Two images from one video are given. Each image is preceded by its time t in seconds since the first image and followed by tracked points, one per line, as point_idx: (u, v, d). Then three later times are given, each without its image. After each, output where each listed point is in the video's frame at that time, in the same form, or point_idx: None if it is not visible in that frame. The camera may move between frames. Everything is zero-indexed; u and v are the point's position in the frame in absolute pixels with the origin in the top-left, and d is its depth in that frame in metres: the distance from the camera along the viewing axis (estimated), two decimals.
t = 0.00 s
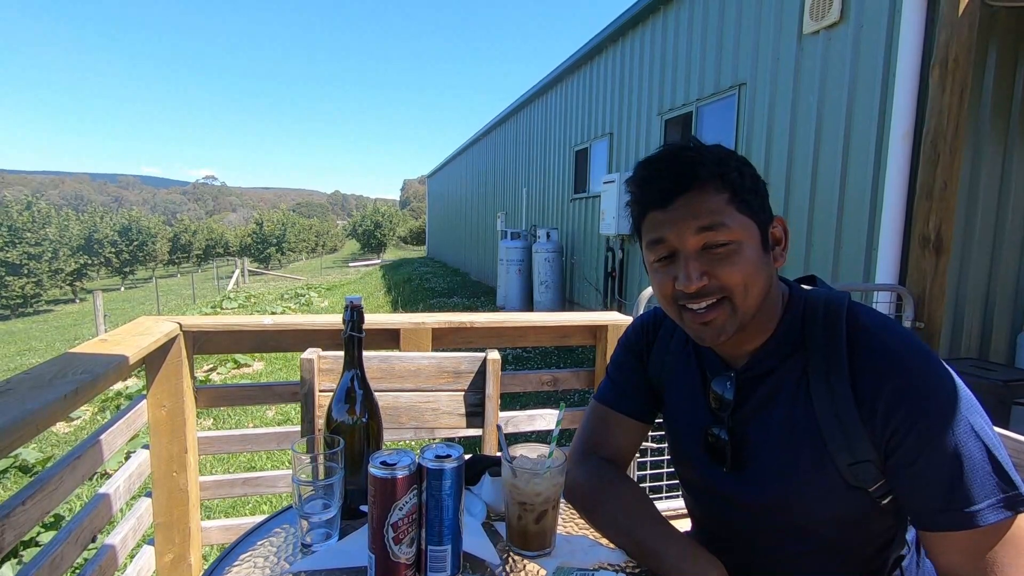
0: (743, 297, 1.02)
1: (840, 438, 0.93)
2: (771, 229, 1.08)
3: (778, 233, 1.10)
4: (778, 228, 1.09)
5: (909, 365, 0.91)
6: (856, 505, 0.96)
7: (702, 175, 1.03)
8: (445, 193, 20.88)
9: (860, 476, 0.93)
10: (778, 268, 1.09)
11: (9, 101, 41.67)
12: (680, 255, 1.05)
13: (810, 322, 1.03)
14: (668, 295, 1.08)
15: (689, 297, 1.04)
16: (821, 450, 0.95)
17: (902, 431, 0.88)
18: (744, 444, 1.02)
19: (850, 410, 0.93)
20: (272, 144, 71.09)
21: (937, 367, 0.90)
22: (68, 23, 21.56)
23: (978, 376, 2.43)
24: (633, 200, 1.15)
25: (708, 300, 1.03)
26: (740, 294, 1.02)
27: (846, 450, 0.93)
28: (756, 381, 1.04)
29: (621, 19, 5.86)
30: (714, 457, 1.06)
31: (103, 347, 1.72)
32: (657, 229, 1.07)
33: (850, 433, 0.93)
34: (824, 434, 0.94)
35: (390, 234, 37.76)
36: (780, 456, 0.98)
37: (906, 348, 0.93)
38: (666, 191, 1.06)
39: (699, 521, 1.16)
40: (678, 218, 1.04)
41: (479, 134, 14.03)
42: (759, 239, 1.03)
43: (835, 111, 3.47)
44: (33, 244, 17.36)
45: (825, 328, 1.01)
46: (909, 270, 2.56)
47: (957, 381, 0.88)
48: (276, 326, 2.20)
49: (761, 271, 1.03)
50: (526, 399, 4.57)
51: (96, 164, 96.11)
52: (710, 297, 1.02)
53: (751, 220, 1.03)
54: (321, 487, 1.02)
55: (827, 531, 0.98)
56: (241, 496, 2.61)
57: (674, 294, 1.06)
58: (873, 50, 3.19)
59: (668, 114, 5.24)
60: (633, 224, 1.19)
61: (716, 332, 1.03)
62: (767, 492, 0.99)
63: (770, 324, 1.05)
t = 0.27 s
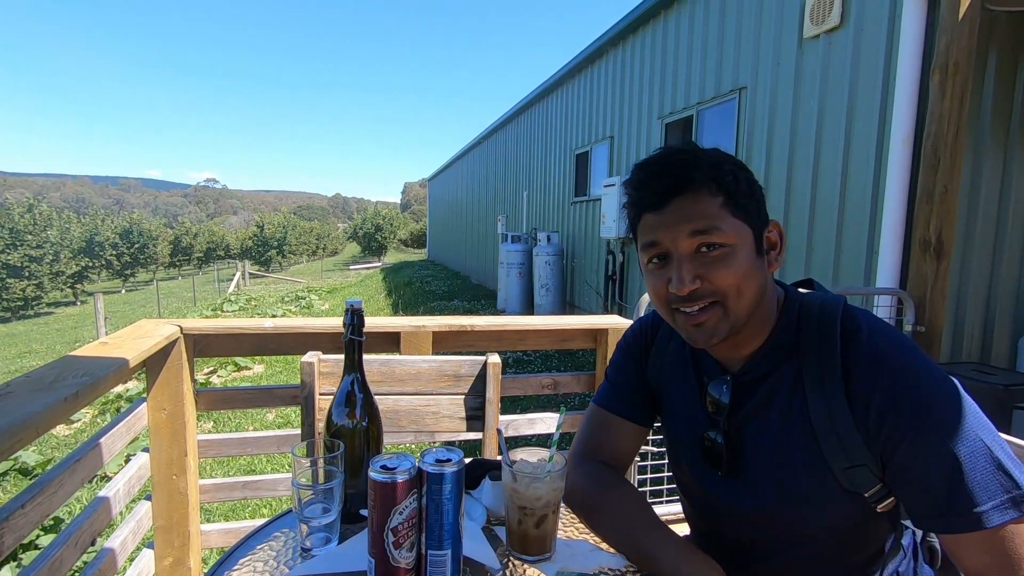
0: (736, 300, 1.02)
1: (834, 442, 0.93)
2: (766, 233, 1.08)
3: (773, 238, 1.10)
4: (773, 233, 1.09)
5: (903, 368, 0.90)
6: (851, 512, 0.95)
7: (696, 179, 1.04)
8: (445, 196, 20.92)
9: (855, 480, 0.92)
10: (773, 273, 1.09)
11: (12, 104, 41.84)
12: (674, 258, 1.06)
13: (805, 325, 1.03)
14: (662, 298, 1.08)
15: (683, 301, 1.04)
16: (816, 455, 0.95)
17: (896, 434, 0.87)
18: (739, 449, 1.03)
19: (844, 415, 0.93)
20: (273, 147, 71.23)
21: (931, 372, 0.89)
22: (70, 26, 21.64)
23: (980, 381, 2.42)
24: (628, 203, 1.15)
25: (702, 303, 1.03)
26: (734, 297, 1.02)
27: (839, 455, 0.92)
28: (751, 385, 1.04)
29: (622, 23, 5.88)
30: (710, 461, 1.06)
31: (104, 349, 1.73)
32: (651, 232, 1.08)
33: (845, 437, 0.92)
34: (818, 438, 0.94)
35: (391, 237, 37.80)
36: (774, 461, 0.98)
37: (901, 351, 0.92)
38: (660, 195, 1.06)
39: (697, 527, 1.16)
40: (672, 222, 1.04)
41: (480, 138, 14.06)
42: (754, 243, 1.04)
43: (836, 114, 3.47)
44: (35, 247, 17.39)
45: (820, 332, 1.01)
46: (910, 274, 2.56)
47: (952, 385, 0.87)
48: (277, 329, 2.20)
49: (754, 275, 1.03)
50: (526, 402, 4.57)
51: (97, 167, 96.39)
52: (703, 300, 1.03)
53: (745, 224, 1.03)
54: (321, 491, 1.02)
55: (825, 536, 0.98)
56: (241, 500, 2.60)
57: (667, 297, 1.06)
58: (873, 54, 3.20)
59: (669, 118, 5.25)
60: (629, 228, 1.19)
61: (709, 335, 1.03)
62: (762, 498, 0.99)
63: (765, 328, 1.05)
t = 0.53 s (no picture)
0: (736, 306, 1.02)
1: (834, 446, 0.92)
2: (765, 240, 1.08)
3: (773, 244, 1.10)
4: (773, 239, 1.10)
5: (902, 365, 0.88)
6: (850, 513, 0.95)
7: (695, 185, 1.03)
8: (444, 200, 20.94)
9: (854, 484, 0.92)
10: (771, 278, 1.10)
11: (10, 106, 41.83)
12: (673, 265, 1.05)
13: (803, 328, 1.03)
14: (661, 305, 1.08)
15: (682, 308, 1.04)
16: (816, 459, 0.94)
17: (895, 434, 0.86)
18: (738, 454, 1.02)
19: (843, 419, 0.92)
20: (272, 150, 71.24)
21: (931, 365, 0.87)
22: (69, 29, 21.66)
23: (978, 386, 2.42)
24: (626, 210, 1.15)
25: (702, 309, 1.03)
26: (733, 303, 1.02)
27: (838, 459, 0.92)
28: (750, 391, 1.04)
29: (621, 28, 5.90)
30: (708, 467, 1.06)
31: (100, 353, 1.72)
32: (650, 239, 1.08)
33: (844, 442, 0.92)
34: (817, 442, 0.94)
35: (389, 241, 37.82)
36: (774, 466, 0.97)
37: (898, 349, 0.91)
38: (659, 201, 1.06)
39: (695, 531, 1.16)
40: (671, 228, 1.04)
41: (479, 142, 14.08)
42: (752, 248, 1.04)
43: (834, 119, 3.48)
44: (32, 248, 17.36)
45: (817, 335, 1.00)
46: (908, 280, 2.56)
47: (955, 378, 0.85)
48: (275, 333, 2.20)
49: (753, 281, 1.04)
50: (524, 407, 4.57)
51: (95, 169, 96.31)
52: (703, 307, 1.03)
53: (744, 229, 1.03)
54: (318, 497, 1.02)
55: (825, 540, 0.98)
56: (237, 504, 2.59)
57: (667, 304, 1.06)
58: (871, 60, 3.21)
59: (667, 123, 5.27)
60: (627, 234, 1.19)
61: (708, 341, 1.04)
62: (762, 503, 0.98)
63: (763, 332, 1.05)
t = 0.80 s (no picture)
0: (739, 306, 1.02)
1: (832, 448, 0.92)
2: (769, 241, 1.08)
3: (775, 245, 1.10)
4: (776, 240, 1.10)
5: (899, 362, 0.87)
6: (849, 514, 0.95)
7: (701, 183, 1.03)
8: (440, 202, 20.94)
9: (853, 485, 0.92)
10: (774, 280, 1.09)
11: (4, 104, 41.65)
12: (677, 264, 1.05)
13: (802, 329, 1.03)
14: (663, 304, 1.08)
15: (685, 308, 1.04)
16: (814, 461, 0.94)
17: (892, 433, 0.85)
18: (737, 456, 1.02)
19: (843, 419, 0.92)
20: (268, 150, 71.06)
21: (929, 361, 0.86)
22: (64, 28, 21.58)
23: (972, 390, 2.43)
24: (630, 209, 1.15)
25: (704, 308, 1.03)
26: (736, 303, 1.02)
27: (836, 460, 0.92)
28: (749, 392, 1.03)
29: (617, 32, 5.92)
30: (707, 470, 1.06)
31: (92, 354, 1.70)
32: (652, 238, 1.08)
33: (843, 443, 0.91)
34: (815, 443, 0.93)
35: (386, 242, 37.79)
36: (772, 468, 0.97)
37: (894, 346, 0.90)
38: (663, 199, 1.06)
39: (692, 534, 1.15)
40: (675, 227, 1.04)
41: (476, 144, 14.08)
42: (755, 249, 1.04)
43: (829, 124, 3.49)
44: (25, 248, 17.26)
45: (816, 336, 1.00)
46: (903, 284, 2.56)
47: (952, 374, 0.83)
48: (269, 335, 2.18)
49: (756, 281, 1.03)
50: (520, 409, 4.56)
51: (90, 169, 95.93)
52: (705, 306, 1.02)
53: (748, 229, 1.03)
54: (311, 501, 1.01)
55: (823, 541, 0.97)
56: (230, 507, 2.57)
57: (670, 303, 1.06)
58: (867, 64, 3.22)
59: (664, 126, 5.28)
60: (630, 233, 1.19)
61: (710, 341, 1.03)
62: (761, 506, 0.98)
63: (764, 334, 1.05)
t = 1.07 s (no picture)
0: (747, 303, 1.02)
1: (834, 449, 0.92)
2: (777, 239, 1.08)
3: (783, 244, 1.10)
4: (784, 239, 1.09)
5: (902, 365, 0.88)
6: (848, 515, 0.95)
7: (713, 178, 1.03)
8: (439, 202, 20.90)
9: (854, 487, 0.91)
10: (780, 279, 1.09)
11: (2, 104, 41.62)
12: (687, 259, 1.05)
13: (805, 330, 1.03)
14: (670, 299, 1.08)
15: (692, 303, 1.04)
16: (816, 460, 0.94)
17: (894, 434, 0.85)
18: (739, 455, 1.02)
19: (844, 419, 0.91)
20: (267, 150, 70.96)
21: (932, 366, 0.86)
22: (62, 26, 21.53)
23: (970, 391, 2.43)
24: (638, 202, 1.15)
25: (711, 304, 1.03)
26: (745, 300, 1.02)
27: (838, 460, 0.91)
28: (753, 391, 1.03)
29: (617, 32, 5.91)
30: (709, 469, 1.05)
31: (89, 352, 1.70)
32: (661, 232, 1.07)
33: (845, 444, 0.91)
34: (818, 443, 0.93)
35: (384, 242, 37.75)
36: (775, 467, 0.97)
37: (897, 348, 0.91)
38: (674, 193, 1.05)
39: (690, 535, 1.15)
40: (685, 222, 1.04)
41: (474, 144, 14.07)
42: (765, 247, 1.04)
43: (829, 123, 3.49)
44: (22, 247, 17.22)
45: (819, 336, 1.00)
46: (900, 284, 2.57)
47: (953, 381, 0.84)
48: (266, 333, 2.17)
49: (765, 279, 1.03)
50: (518, 409, 4.56)
51: (88, 168, 95.71)
52: (713, 302, 1.02)
53: (758, 226, 1.03)
54: (309, 499, 1.00)
55: (821, 542, 0.97)
56: (228, 506, 2.57)
57: (677, 298, 1.06)
58: (866, 65, 3.22)
59: (662, 126, 5.28)
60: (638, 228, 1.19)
61: (716, 338, 1.03)
62: (762, 505, 0.98)
63: (767, 333, 1.05)
